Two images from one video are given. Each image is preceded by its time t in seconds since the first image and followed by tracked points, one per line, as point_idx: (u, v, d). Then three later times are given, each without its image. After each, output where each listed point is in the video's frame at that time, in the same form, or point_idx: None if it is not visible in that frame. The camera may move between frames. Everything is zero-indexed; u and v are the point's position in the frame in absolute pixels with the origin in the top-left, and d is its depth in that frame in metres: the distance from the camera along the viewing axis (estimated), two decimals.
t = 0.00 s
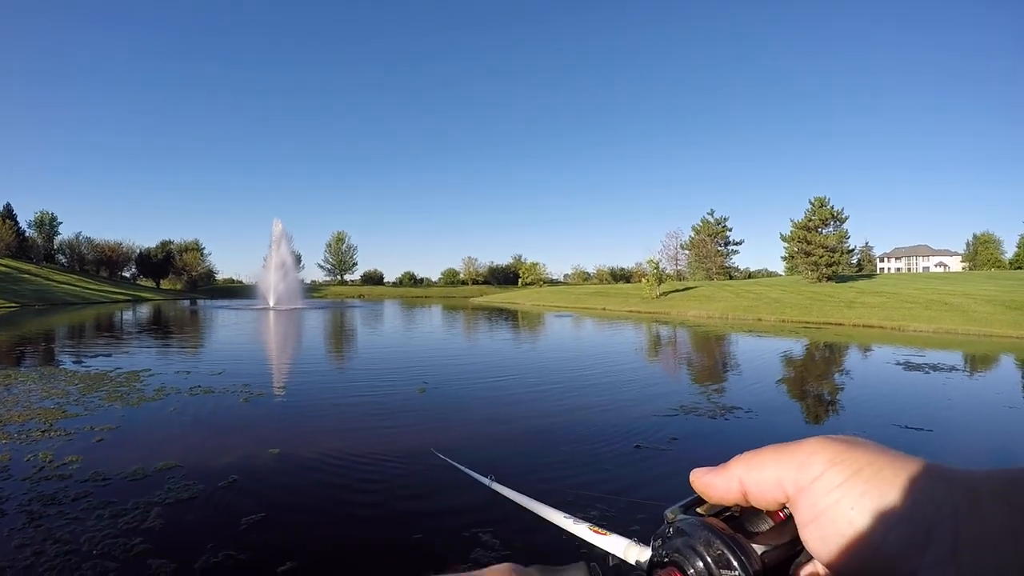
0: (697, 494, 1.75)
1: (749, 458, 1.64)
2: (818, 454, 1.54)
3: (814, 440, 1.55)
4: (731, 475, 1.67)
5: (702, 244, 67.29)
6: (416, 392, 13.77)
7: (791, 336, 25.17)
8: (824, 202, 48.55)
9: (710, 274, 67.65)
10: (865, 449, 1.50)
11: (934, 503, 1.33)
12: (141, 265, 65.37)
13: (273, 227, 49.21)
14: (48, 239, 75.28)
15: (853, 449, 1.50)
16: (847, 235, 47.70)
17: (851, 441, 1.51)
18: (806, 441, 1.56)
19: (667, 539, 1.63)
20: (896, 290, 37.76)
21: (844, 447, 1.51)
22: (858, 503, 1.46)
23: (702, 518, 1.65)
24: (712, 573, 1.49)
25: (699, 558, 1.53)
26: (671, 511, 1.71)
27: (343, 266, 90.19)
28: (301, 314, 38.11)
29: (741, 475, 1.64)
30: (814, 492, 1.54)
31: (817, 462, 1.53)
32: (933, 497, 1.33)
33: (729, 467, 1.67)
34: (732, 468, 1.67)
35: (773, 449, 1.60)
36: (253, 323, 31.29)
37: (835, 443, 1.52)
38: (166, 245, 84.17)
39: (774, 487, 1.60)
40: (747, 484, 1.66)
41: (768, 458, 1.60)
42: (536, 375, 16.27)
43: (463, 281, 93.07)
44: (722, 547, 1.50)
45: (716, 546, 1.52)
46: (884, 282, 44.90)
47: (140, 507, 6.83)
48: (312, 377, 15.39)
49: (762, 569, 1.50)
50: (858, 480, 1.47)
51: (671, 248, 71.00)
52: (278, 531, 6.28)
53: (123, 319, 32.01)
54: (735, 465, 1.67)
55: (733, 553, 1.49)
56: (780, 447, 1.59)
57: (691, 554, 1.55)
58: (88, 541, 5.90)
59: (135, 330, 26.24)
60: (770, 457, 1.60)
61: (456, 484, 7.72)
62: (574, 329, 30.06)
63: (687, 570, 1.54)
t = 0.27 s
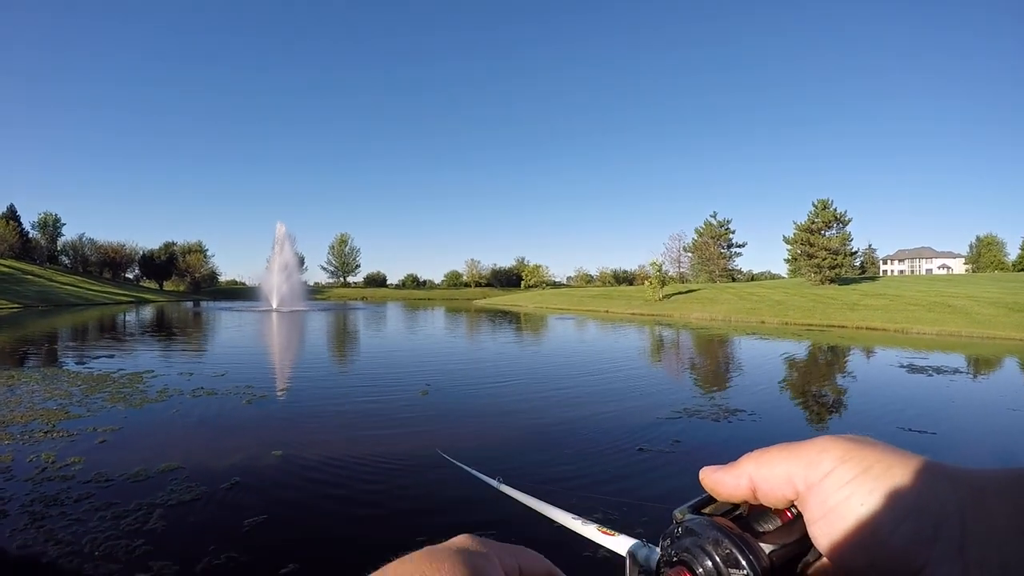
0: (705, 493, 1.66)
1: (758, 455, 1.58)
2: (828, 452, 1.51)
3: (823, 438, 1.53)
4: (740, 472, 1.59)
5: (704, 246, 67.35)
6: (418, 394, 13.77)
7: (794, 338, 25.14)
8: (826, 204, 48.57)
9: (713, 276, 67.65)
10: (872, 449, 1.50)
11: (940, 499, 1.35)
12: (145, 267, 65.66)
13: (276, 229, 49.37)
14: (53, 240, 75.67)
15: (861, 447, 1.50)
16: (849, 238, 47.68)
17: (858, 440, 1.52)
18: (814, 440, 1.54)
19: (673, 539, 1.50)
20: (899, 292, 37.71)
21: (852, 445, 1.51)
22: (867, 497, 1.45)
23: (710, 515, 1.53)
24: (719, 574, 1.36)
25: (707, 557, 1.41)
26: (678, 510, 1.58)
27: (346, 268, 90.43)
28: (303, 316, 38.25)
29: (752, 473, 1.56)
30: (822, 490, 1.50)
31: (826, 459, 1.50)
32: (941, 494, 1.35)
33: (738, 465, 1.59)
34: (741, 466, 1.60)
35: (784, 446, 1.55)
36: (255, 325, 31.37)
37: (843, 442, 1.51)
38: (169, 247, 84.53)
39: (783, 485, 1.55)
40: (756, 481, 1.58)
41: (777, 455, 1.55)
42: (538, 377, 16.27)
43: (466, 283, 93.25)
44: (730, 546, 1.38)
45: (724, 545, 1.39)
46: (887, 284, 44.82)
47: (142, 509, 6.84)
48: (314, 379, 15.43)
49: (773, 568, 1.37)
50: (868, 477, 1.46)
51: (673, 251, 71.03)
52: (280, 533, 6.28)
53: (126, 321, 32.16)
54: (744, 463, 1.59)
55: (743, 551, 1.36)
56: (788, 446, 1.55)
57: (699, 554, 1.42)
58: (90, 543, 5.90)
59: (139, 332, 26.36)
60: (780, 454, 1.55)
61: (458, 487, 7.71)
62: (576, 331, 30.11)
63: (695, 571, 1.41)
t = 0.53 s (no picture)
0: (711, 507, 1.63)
1: (765, 470, 1.58)
2: (834, 466, 1.51)
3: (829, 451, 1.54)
4: (747, 486, 1.58)
5: (700, 247, 67.44)
6: (413, 392, 13.76)
7: (789, 338, 25.20)
8: (822, 205, 48.73)
9: (708, 276, 67.81)
10: (875, 463, 1.51)
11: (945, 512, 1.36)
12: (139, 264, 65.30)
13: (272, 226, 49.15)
14: (47, 237, 75.16)
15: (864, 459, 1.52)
16: (845, 239, 47.84)
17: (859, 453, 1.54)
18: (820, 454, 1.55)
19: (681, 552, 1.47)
20: (894, 294, 37.87)
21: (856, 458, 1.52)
22: (870, 508, 1.46)
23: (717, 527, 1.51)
24: None
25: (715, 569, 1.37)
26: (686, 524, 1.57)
27: (341, 266, 90.18)
28: (299, 314, 38.12)
29: (758, 487, 1.56)
30: (827, 504, 1.49)
31: (831, 474, 1.51)
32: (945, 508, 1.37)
33: (745, 479, 1.59)
34: (747, 480, 1.59)
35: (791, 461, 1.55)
36: (250, 323, 31.27)
37: (848, 455, 1.52)
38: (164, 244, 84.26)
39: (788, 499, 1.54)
40: (763, 495, 1.57)
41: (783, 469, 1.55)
42: (533, 376, 16.29)
43: (462, 282, 93.12)
44: (738, 558, 1.35)
45: (731, 557, 1.36)
46: (881, 285, 45.01)
47: (135, 507, 6.81)
48: (309, 377, 15.38)
49: None
50: (871, 491, 1.47)
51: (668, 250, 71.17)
52: (273, 532, 6.27)
53: (120, 318, 32.04)
54: (751, 477, 1.59)
55: (751, 562, 1.33)
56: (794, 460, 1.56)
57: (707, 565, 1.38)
58: (82, 541, 5.87)
59: (133, 329, 26.27)
60: (788, 468, 1.55)
61: (452, 487, 7.70)
62: (572, 331, 30.11)
63: None
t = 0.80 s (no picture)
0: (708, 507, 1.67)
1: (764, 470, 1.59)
2: (834, 465, 1.45)
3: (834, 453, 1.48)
4: (747, 486, 1.62)
5: (696, 243, 67.56)
6: (410, 391, 13.75)
7: (785, 334, 25.28)
8: (818, 201, 48.83)
9: (704, 272, 67.92)
10: (880, 464, 1.41)
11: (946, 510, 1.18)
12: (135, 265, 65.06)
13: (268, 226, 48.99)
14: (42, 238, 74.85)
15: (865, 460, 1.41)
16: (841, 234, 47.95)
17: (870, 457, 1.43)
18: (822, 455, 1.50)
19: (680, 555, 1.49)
20: (890, 289, 37.96)
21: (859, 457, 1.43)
22: (865, 503, 1.33)
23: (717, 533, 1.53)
24: None
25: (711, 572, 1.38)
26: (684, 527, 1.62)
27: (337, 265, 89.95)
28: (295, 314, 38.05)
29: (757, 486, 1.58)
30: (827, 505, 1.42)
31: (831, 473, 1.44)
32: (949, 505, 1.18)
33: (745, 478, 1.62)
34: (747, 480, 1.62)
35: (791, 460, 1.53)
36: (246, 323, 31.17)
37: (850, 455, 1.44)
38: (159, 244, 83.91)
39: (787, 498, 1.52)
40: (763, 495, 1.58)
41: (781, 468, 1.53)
42: (529, 373, 16.31)
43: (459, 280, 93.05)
44: (736, 561, 1.37)
45: (730, 560, 1.37)
46: (877, 281, 45.15)
47: (133, 508, 6.79)
48: (306, 377, 15.37)
49: None
50: (869, 488, 1.34)
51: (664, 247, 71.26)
52: (271, 533, 6.25)
53: (116, 319, 31.93)
54: (751, 478, 1.62)
55: (748, 565, 1.35)
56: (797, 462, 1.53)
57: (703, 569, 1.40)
58: (79, 544, 5.85)
59: (129, 330, 26.18)
60: (787, 467, 1.53)
61: (449, 485, 7.69)
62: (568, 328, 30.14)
63: None
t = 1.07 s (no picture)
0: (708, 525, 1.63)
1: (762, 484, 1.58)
2: (832, 483, 1.51)
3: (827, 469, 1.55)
4: (745, 501, 1.59)
5: (691, 243, 67.83)
6: (405, 390, 13.73)
7: (780, 335, 25.37)
8: (813, 202, 49.03)
9: (699, 273, 68.09)
10: (872, 480, 1.51)
11: (945, 528, 1.32)
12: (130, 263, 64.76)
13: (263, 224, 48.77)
14: (37, 235, 74.27)
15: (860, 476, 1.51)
16: (835, 235, 48.15)
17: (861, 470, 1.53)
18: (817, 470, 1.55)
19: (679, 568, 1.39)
20: (884, 290, 38.12)
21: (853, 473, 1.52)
22: (864, 521, 1.43)
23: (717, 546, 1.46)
24: None
25: None
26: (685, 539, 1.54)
27: (333, 264, 89.69)
28: (291, 313, 37.93)
29: (756, 501, 1.57)
30: (827, 521, 1.48)
31: (830, 490, 1.50)
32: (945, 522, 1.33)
33: (744, 494, 1.59)
34: (745, 495, 1.60)
35: (788, 476, 1.56)
36: (241, 321, 31.06)
37: (846, 470, 1.52)
38: (153, 241, 83.56)
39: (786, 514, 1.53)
40: (762, 511, 1.57)
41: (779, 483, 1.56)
42: (525, 373, 16.31)
43: (454, 280, 93.05)
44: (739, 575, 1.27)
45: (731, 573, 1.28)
46: (871, 282, 45.39)
47: (126, 508, 6.75)
48: (301, 376, 15.33)
49: None
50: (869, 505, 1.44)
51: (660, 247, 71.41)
52: (265, 532, 6.23)
53: (109, 317, 31.79)
54: (750, 493, 1.60)
55: None
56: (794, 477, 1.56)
57: None
58: (72, 543, 5.81)
59: (122, 328, 26.06)
60: (785, 483, 1.56)
61: (444, 485, 7.69)
62: (564, 328, 30.13)
63: None
